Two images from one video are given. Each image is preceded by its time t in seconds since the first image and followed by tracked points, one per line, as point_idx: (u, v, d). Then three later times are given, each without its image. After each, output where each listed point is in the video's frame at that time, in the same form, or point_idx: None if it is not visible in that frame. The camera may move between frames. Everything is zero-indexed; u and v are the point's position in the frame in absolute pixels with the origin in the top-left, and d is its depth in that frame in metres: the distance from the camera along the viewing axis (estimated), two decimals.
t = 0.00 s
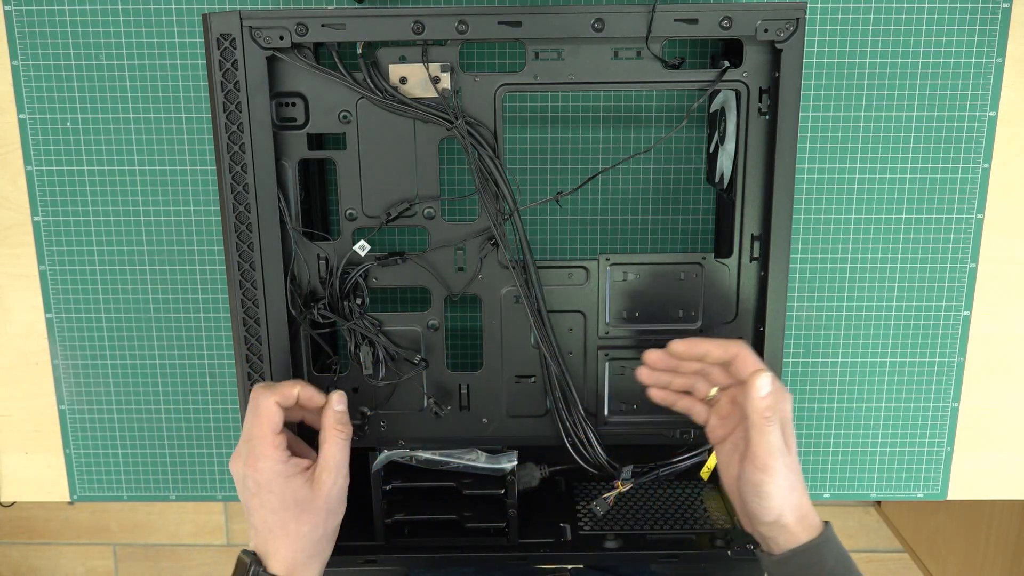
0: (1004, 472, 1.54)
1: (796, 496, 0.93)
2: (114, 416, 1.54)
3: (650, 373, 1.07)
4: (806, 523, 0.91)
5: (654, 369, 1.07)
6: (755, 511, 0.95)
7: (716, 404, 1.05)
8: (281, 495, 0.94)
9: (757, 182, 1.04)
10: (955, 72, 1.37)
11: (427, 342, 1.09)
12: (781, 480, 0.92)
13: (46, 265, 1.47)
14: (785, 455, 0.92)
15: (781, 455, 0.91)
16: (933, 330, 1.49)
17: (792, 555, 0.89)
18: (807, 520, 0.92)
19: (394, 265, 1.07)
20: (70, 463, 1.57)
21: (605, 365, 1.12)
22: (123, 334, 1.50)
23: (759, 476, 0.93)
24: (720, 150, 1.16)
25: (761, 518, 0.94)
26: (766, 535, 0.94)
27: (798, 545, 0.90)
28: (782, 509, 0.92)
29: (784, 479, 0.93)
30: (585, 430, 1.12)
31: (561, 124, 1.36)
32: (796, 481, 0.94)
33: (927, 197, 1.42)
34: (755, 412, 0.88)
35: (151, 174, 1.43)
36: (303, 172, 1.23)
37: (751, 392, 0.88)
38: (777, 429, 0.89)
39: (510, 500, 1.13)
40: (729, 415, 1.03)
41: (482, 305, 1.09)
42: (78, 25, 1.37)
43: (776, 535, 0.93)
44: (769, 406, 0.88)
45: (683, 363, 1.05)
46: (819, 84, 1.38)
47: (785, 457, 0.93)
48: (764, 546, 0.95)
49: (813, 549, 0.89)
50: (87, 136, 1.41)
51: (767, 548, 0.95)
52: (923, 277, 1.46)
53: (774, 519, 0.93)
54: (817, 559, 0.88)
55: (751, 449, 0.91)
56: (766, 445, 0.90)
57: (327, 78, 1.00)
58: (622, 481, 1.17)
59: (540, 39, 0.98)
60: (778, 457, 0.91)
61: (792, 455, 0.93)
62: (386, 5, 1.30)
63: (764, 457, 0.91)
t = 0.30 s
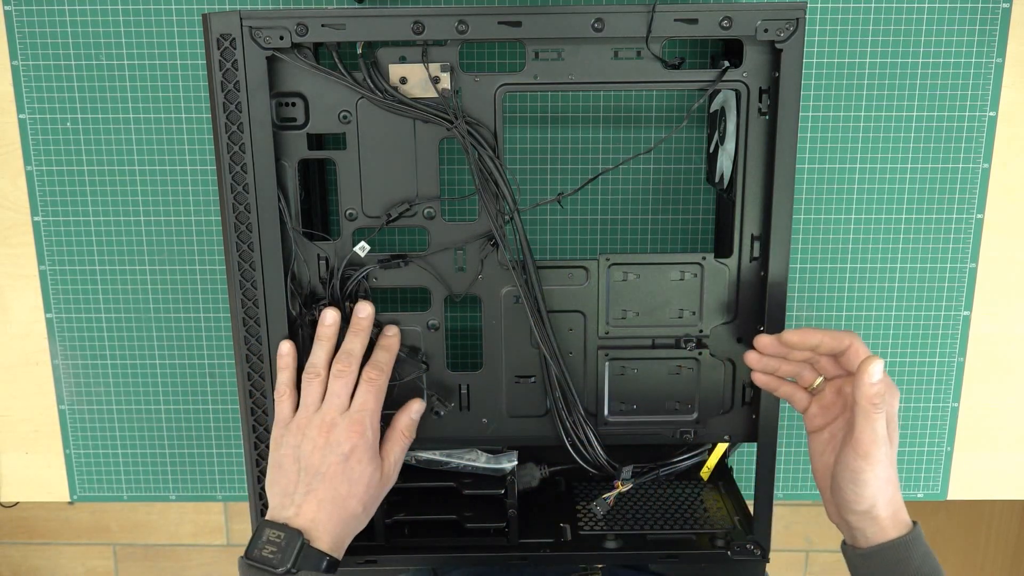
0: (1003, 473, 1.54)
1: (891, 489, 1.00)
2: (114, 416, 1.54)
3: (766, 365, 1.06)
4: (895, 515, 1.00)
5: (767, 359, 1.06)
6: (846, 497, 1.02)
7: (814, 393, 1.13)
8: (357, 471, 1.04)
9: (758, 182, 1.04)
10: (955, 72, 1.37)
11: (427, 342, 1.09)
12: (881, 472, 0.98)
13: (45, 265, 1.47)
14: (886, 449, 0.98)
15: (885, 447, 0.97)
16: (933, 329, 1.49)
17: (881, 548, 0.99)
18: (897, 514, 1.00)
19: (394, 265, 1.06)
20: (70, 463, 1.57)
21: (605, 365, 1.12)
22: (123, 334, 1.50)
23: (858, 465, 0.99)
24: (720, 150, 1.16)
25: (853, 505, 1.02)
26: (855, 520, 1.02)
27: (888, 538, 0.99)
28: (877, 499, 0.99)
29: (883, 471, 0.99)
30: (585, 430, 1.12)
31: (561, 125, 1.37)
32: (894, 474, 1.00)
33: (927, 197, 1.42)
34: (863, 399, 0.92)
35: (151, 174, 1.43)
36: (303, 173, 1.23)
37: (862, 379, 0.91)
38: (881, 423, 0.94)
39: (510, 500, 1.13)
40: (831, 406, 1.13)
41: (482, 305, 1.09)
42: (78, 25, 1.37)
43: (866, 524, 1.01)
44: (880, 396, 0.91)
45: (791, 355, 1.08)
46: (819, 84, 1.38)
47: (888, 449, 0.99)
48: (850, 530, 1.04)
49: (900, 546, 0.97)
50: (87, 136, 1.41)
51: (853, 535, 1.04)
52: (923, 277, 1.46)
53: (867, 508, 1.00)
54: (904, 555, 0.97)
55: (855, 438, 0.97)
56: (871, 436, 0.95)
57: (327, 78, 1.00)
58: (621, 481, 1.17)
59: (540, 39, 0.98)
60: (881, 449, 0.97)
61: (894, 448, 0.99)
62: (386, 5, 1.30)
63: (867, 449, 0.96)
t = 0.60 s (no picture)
0: (1003, 473, 1.54)
1: (862, 504, 0.91)
2: (114, 416, 1.54)
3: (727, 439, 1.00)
4: (879, 530, 0.90)
5: (729, 429, 1.00)
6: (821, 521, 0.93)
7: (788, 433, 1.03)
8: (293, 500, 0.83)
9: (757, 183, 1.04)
10: (955, 72, 1.37)
11: (427, 342, 1.09)
12: (843, 491, 0.90)
13: (45, 265, 1.47)
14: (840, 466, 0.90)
15: (835, 467, 0.89)
16: (933, 329, 1.49)
17: (868, 565, 0.88)
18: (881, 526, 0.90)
19: (394, 265, 1.06)
20: (70, 463, 1.57)
21: (604, 365, 1.12)
22: (123, 334, 1.50)
23: (815, 490, 0.91)
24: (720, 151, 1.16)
25: (829, 528, 0.92)
26: (841, 543, 0.92)
27: (875, 554, 0.89)
28: (852, 517, 0.90)
29: (843, 488, 0.90)
30: (585, 430, 1.12)
31: (561, 125, 1.37)
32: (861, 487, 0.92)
33: (927, 197, 1.42)
34: (796, 429, 0.86)
35: (151, 174, 1.43)
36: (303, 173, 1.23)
37: (790, 411, 0.85)
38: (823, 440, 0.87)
39: (510, 500, 1.13)
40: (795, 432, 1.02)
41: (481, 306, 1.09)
42: (78, 25, 1.36)
43: (851, 543, 0.91)
44: (809, 421, 0.85)
45: (755, 426, 0.97)
46: (819, 84, 1.38)
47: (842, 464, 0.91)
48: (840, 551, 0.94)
49: (894, 559, 0.88)
50: (87, 136, 1.41)
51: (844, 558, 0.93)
52: (923, 277, 1.46)
53: (844, 529, 0.91)
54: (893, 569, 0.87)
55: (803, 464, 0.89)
56: (818, 460, 0.88)
57: (327, 78, 1.00)
58: (622, 481, 1.17)
59: (540, 39, 0.98)
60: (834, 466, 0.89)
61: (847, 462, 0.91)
62: (386, 6, 1.30)
63: (818, 472, 0.89)
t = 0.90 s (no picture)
0: (1003, 473, 1.54)
1: (852, 515, 0.88)
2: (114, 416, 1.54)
3: (724, 465, 0.93)
4: (869, 539, 0.88)
5: (724, 449, 0.93)
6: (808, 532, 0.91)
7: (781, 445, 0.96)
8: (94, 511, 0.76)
9: (757, 183, 1.04)
10: (955, 72, 1.37)
11: (427, 342, 1.09)
12: (835, 503, 0.87)
13: (45, 265, 1.47)
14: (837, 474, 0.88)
15: (829, 476, 0.87)
16: (933, 329, 1.49)
17: None
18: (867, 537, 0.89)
19: (394, 265, 1.06)
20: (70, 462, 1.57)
21: (605, 365, 1.12)
22: (124, 334, 1.50)
23: (808, 501, 0.88)
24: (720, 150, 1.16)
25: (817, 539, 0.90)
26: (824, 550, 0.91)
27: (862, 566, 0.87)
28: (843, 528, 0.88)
29: (836, 497, 0.88)
30: (585, 430, 1.12)
31: (561, 125, 1.37)
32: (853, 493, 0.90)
33: (927, 197, 1.42)
34: (797, 440, 0.84)
35: (151, 174, 1.43)
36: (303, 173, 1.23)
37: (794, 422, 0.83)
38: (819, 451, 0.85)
39: (511, 500, 1.13)
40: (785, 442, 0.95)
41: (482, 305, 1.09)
42: (78, 25, 1.36)
43: (837, 554, 0.89)
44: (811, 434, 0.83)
45: (754, 439, 0.90)
46: (819, 84, 1.38)
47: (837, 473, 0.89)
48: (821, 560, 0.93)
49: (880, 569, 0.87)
50: (87, 136, 1.41)
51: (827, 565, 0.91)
52: (923, 277, 1.46)
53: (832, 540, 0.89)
54: None
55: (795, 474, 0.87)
56: (811, 470, 0.85)
57: (327, 79, 1.00)
58: (621, 481, 1.17)
59: (540, 39, 0.98)
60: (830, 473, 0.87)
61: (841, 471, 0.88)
62: (386, 5, 1.30)
63: (813, 482, 0.86)
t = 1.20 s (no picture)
0: (1003, 473, 1.54)
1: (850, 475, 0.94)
2: (114, 416, 1.54)
3: (764, 393, 0.97)
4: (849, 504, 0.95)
5: (761, 386, 0.98)
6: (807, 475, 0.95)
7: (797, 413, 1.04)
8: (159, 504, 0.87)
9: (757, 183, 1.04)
10: (955, 72, 1.37)
11: (427, 342, 1.09)
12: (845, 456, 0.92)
13: (45, 265, 1.47)
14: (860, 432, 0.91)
15: (861, 425, 0.90)
16: (933, 329, 1.49)
17: (829, 534, 0.93)
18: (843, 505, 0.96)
19: (394, 266, 1.06)
20: (70, 463, 1.57)
21: (604, 365, 1.12)
22: (124, 334, 1.50)
23: (828, 435, 0.91)
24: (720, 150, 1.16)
25: (811, 486, 0.95)
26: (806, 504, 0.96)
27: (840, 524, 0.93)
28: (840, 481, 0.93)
29: (849, 450, 0.92)
30: (585, 430, 1.12)
31: (561, 125, 1.37)
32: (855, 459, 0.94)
33: (927, 197, 1.42)
34: (856, 371, 0.85)
35: (151, 175, 1.43)
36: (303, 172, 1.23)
37: (860, 351, 0.83)
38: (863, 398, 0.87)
39: (510, 500, 1.13)
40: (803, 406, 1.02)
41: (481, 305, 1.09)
42: (78, 25, 1.36)
43: (819, 509, 0.95)
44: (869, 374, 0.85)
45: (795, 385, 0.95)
46: (819, 84, 1.38)
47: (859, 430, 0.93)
48: (796, 513, 0.99)
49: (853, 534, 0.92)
50: (87, 137, 1.41)
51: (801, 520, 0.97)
52: (923, 277, 1.46)
53: (824, 490, 0.94)
54: (852, 543, 0.91)
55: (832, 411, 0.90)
56: (849, 410, 0.88)
57: (327, 79, 1.00)
58: (621, 481, 1.17)
59: (540, 39, 0.98)
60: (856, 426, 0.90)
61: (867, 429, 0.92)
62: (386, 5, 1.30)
63: (845, 420, 0.89)
